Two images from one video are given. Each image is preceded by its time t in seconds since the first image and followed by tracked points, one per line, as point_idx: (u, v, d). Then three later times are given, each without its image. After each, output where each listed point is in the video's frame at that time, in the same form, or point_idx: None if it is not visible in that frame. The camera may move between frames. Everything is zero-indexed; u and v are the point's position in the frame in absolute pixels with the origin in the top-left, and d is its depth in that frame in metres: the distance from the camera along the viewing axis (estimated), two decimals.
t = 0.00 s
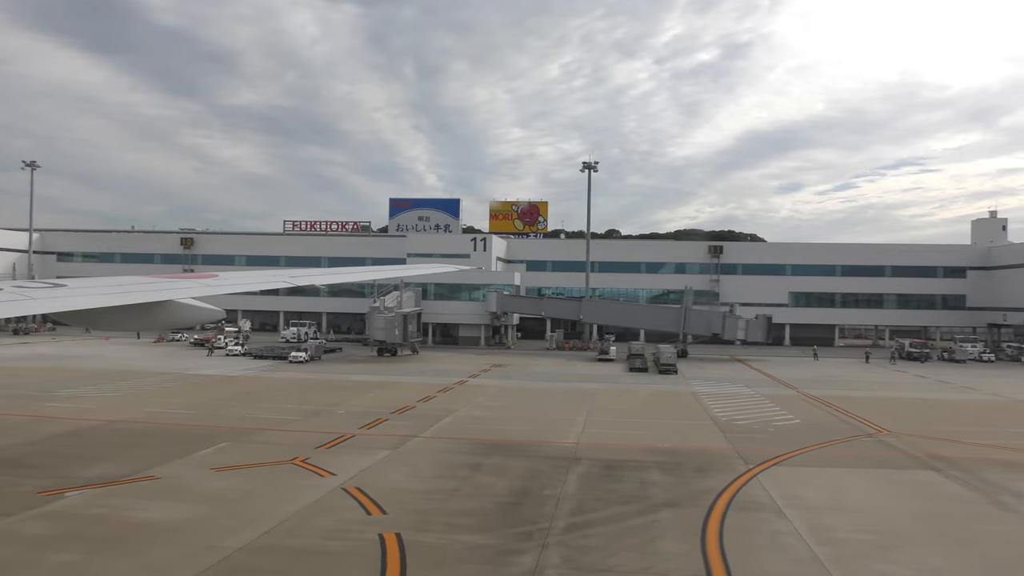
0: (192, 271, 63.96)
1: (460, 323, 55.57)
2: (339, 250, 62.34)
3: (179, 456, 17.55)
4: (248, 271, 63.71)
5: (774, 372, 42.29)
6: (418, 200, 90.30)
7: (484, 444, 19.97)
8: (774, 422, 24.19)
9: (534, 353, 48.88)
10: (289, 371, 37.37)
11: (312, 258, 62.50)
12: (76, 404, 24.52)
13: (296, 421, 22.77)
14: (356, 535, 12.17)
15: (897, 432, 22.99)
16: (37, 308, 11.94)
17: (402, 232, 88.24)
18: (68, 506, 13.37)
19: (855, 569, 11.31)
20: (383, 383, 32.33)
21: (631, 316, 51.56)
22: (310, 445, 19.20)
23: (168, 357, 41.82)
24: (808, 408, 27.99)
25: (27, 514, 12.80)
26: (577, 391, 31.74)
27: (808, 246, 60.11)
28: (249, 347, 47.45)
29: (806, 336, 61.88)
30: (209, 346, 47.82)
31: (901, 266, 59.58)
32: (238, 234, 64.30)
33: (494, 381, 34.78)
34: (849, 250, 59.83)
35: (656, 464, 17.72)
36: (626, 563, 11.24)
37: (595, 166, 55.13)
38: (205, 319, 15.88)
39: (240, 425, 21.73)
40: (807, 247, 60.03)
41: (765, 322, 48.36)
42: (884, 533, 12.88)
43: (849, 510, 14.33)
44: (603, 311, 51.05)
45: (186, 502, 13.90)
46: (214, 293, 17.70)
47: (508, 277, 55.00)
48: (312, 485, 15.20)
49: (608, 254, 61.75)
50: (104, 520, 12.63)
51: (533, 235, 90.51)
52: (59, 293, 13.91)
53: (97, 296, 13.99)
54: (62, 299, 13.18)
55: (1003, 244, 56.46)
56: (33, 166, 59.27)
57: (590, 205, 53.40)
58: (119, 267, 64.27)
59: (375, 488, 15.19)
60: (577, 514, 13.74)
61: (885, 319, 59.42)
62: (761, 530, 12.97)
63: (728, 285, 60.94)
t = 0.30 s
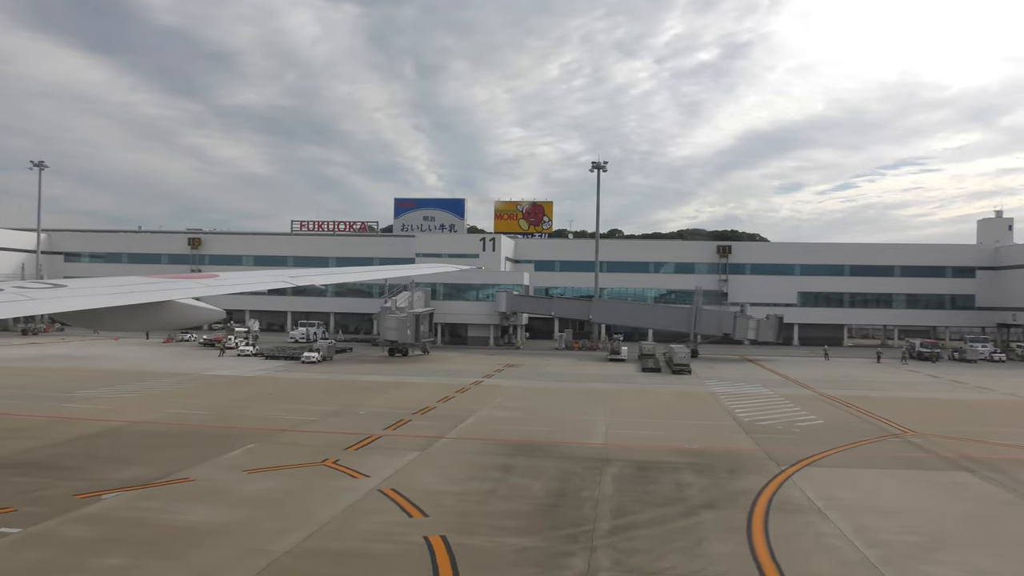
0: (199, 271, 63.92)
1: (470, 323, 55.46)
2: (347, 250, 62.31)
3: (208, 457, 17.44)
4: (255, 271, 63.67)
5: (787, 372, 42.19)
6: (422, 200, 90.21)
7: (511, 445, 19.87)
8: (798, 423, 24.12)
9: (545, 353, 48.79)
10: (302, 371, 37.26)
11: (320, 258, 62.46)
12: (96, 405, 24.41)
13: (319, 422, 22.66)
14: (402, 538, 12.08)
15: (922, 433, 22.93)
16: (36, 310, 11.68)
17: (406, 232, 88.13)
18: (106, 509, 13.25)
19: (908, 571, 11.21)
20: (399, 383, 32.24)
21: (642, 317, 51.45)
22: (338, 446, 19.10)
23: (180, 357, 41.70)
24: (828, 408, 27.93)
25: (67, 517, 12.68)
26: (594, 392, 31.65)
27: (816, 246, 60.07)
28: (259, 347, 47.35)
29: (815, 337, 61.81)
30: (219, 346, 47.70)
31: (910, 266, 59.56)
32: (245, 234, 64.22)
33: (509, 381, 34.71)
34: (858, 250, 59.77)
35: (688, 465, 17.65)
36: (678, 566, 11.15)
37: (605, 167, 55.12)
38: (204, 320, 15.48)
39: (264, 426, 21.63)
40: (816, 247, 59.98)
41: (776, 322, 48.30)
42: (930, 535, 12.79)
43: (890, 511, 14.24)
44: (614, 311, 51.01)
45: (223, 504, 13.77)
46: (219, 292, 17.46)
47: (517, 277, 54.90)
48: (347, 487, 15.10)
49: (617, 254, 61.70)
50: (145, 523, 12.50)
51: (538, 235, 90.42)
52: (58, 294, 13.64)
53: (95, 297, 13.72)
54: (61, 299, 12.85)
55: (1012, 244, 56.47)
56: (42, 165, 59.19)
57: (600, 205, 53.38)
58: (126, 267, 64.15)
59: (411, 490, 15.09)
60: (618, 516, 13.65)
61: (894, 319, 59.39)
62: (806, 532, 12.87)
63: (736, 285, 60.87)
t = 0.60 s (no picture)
0: (202, 270, 63.79)
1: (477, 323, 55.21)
2: (351, 250, 62.25)
3: (234, 459, 17.30)
4: (259, 271, 63.56)
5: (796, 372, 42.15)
6: (423, 200, 90.07)
7: (535, 446, 19.78)
8: (817, 423, 24.08)
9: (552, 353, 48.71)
10: (311, 371, 37.11)
11: (324, 257, 62.38)
12: (112, 405, 24.25)
13: (338, 423, 22.53)
14: (443, 540, 11.97)
15: (943, 434, 22.91)
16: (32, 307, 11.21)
17: (408, 232, 87.97)
18: (140, 511, 13.11)
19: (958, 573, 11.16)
20: (411, 384, 32.12)
21: (648, 317, 51.40)
22: (363, 447, 18.99)
23: (187, 357, 41.51)
24: (844, 409, 27.90)
25: (102, 520, 12.52)
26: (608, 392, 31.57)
27: (821, 246, 60.07)
28: (266, 347, 47.18)
29: (819, 337, 61.82)
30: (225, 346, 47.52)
31: (914, 266, 59.60)
32: (249, 233, 64.07)
33: (520, 381, 34.62)
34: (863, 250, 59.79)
35: (716, 466, 17.60)
36: (727, 569, 11.09)
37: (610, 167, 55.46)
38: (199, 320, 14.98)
39: (284, 427, 21.49)
40: (821, 247, 59.98)
41: (783, 322, 48.28)
42: (973, 537, 12.74)
43: (929, 513, 14.18)
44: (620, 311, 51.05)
45: (257, 506, 13.66)
46: (215, 291, 17.02)
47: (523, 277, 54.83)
48: (379, 489, 15.01)
49: (622, 254, 61.69)
50: (183, 526, 12.37)
51: (539, 235, 90.34)
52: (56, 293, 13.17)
53: (92, 296, 13.25)
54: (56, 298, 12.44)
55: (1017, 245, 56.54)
56: (44, 164, 58.90)
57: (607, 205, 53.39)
58: (128, 267, 63.91)
59: (444, 492, 15.01)
60: (656, 519, 13.58)
61: (898, 319, 59.43)
62: (848, 535, 12.82)
63: (741, 285, 60.86)
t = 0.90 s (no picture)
0: (208, 270, 63.75)
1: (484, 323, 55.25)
2: (358, 250, 62.25)
3: (262, 459, 17.25)
4: (265, 271, 63.52)
5: (807, 372, 42.13)
6: (427, 200, 89.99)
7: (561, 447, 19.75)
8: (838, 424, 24.03)
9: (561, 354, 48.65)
10: (323, 371, 37.01)
11: (330, 256, 62.37)
12: (130, 405, 24.15)
13: (360, 423, 22.45)
14: (486, 542, 11.92)
15: (966, 434, 22.88)
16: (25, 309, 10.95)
17: (412, 231, 87.84)
18: (178, 513, 13.02)
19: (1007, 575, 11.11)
20: (426, 384, 32.04)
21: (657, 317, 51.37)
22: (391, 448, 18.97)
23: (198, 357, 41.40)
24: (863, 410, 27.85)
25: (142, 522, 12.44)
26: (623, 392, 31.52)
27: (829, 246, 60.04)
28: (274, 347, 47.11)
29: (826, 337, 61.82)
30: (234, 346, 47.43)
31: (922, 266, 59.58)
32: (255, 233, 64.00)
33: (534, 381, 34.55)
34: (871, 251, 59.76)
35: (747, 467, 17.55)
36: (776, 572, 11.05)
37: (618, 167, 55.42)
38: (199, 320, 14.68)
39: (307, 427, 21.42)
40: (829, 247, 59.95)
41: (793, 322, 48.24)
42: (1017, 539, 12.68)
43: (968, 515, 14.13)
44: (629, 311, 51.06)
45: (294, 508, 13.61)
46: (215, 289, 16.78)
47: (531, 276, 54.80)
48: (413, 490, 14.96)
49: (629, 254, 61.69)
50: (223, 528, 12.28)
51: (543, 234, 90.24)
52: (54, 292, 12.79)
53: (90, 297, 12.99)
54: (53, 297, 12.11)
55: None
56: (50, 164, 58.79)
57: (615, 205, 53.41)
58: (134, 266, 63.80)
59: (479, 493, 14.96)
60: (695, 520, 13.53)
61: (906, 320, 59.43)
62: (891, 537, 12.79)
63: (748, 285, 60.83)
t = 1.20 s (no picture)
0: (214, 270, 63.69)
1: (492, 323, 55.17)
2: (365, 249, 62.25)
3: (290, 460, 17.19)
4: (271, 270, 63.48)
5: (818, 372, 42.03)
6: (430, 199, 89.87)
7: (587, 447, 19.70)
8: (860, 423, 23.94)
9: (570, 353, 48.55)
10: (335, 372, 36.89)
11: (336, 256, 62.34)
12: (149, 405, 24.05)
13: (382, 424, 22.34)
14: (529, 544, 11.86)
15: (989, 434, 22.82)
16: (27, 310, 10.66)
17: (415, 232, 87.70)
18: (214, 516, 12.92)
19: None
20: (440, 384, 31.94)
21: (665, 316, 51.29)
22: (417, 448, 18.91)
23: (208, 358, 41.30)
24: (881, 410, 27.78)
25: (181, 523, 12.38)
26: (638, 392, 31.44)
27: (836, 246, 59.98)
28: (283, 347, 47.00)
29: (833, 337, 61.76)
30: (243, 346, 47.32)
31: (929, 266, 59.53)
32: (261, 233, 63.95)
33: (548, 381, 34.43)
34: (878, 250, 59.71)
35: (776, 468, 17.48)
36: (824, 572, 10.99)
37: (626, 166, 54.96)
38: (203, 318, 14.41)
39: (330, 428, 21.35)
40: (836, 247, 59.89)
41: (802, 322, 48.17)
42: None
43: (1006, 515, 14.06)
44: (638, 310, 51.02)
45: (330, 509, 13.55)
46: (216, 289, 16.56)
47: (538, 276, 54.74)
48: (447, 491, 14.89)
49: (635, 254, 61.65)
50: (263, 530, 12.21)
51: (546, 234, 90.11)
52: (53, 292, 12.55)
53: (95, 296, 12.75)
54: (53, 298, 11.87)
55: None
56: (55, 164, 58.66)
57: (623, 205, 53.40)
58: (140, 266, 63.72)
59: (513, 494, 14.89)
60: (734, 521, 13.46)
61: (913, 319, 59.38)
62: (933, 537, 12.72)
63: (755, 285, 60.77)
